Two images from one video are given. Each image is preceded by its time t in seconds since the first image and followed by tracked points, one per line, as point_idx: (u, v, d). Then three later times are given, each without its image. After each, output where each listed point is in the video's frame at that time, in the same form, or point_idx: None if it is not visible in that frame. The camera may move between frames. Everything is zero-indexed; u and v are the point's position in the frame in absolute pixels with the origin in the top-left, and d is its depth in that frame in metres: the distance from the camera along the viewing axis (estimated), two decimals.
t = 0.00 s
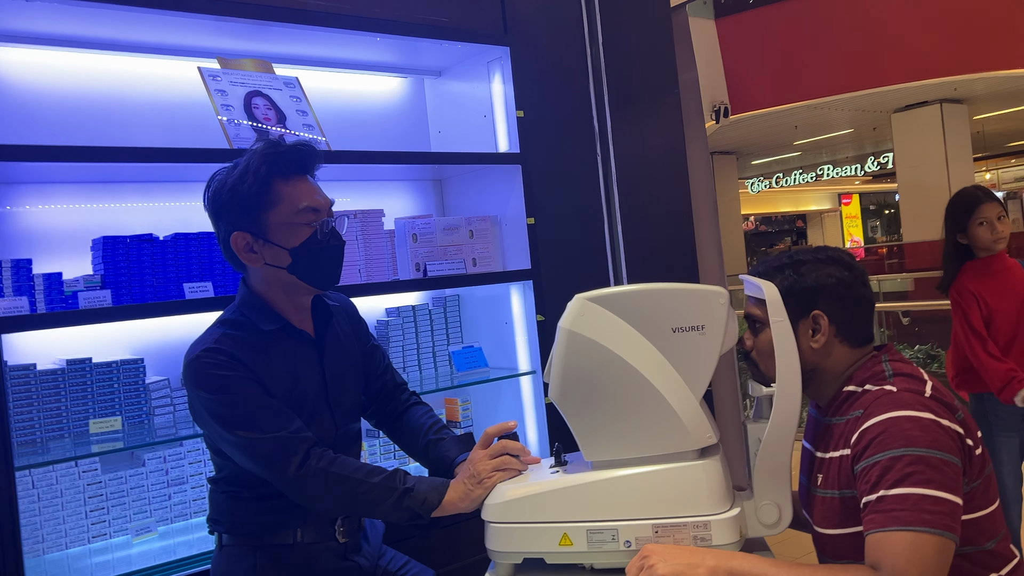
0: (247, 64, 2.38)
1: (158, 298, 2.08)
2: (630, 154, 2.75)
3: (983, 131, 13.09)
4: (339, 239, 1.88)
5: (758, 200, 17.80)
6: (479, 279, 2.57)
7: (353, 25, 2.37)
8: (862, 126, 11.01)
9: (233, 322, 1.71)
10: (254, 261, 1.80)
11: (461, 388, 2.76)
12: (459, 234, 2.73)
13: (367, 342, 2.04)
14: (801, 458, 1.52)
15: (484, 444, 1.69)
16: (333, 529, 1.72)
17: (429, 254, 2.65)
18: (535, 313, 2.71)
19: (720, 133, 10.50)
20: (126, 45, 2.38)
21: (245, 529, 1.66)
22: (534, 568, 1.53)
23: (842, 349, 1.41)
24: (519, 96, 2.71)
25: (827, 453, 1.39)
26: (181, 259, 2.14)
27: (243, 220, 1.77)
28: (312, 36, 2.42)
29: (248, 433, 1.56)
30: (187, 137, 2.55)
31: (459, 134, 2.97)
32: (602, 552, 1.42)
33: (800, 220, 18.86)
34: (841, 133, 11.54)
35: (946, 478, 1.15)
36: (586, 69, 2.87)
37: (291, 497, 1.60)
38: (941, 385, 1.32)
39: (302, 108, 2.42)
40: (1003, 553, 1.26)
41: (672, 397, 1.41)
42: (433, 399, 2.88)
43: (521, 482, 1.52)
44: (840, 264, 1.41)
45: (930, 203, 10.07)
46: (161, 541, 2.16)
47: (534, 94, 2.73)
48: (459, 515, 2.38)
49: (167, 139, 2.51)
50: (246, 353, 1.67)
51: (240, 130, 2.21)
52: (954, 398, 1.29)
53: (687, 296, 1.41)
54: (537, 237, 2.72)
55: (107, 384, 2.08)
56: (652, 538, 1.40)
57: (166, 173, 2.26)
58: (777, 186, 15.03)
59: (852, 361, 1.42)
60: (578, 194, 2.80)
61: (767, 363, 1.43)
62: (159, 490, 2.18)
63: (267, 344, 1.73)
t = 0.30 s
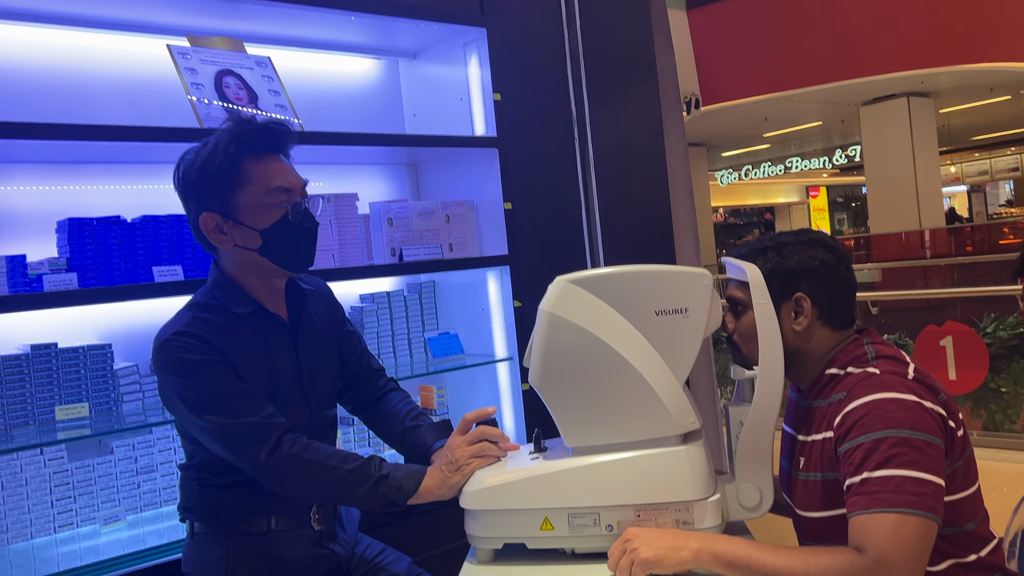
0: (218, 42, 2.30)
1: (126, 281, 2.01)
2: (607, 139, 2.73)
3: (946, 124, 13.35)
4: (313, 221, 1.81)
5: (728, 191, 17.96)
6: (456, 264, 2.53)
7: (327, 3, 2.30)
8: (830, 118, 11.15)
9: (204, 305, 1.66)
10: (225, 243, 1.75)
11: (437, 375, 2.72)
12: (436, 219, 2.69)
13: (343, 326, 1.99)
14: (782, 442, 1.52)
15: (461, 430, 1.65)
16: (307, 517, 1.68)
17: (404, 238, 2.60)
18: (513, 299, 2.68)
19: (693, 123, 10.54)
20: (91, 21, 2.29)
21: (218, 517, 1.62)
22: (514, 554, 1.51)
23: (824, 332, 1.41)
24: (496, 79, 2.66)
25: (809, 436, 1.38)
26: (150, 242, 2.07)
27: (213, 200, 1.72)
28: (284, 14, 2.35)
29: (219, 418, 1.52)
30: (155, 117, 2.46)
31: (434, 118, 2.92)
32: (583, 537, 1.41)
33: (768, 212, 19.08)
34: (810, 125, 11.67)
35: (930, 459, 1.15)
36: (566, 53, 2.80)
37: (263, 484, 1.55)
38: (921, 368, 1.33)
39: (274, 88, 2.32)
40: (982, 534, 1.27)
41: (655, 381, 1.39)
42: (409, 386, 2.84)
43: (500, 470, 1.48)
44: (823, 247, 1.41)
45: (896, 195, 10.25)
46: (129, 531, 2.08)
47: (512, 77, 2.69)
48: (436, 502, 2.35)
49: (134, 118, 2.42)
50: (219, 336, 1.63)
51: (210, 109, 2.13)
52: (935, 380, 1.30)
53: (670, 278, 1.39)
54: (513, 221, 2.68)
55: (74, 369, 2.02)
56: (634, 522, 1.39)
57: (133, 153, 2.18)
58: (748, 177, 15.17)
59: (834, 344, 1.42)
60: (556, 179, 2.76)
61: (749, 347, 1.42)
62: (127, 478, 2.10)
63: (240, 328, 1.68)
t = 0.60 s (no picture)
0: (186, 26, 2.23)
1: (92, 269, 1.96)
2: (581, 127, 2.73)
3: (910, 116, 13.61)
4: (279, 207, 1.78)
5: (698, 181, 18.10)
6: (430, 252, 2.51)
7: None
8: (798, 108, 11.28)
9: (173, 292, 1.62)
10: (192, 231, 1.70)
11: (410, 364, 2.70)
12: (408, 207, 2.67)
13: (316, 314, 1.95)
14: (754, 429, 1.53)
15: (435, 419, 1.62)
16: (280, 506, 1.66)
17: (376, 226, 2.57)
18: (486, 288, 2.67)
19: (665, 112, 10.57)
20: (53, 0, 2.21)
21: (188, 507, 1.58)
22: (489, 542, 1.51)
23: (796, 319, 1.42)
24: (469, 65, 2.62)
25: (781, 422, 1.40)
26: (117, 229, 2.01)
27: (177, 187, 1.67)
28: None
29: (189, 407, 1.49)
30: (120, 100, 2.39)
31: (406, 105, 2.88)
32: (558, 524, 1.41)
33: (736, 202, 19.26)
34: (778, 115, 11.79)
35: (900, 444, 1.17)
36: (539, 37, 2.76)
37: (234, 474, 1.53)
38: (892, 354, 1.35)
39: (243, 73, 2.26)
40: (950, 517, 1.29)
41: (630, 368, 1.39)
42: (381, 374, 2.82)
43: (475, 458, 1.48)
44: (796, 235, 1.42)
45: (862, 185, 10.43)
46: (98, 522, 2.03)
47: (486, 63, 2.66)
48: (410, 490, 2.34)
49: (98, 102, 2.35)
50: (188, 324, 1.59)
51: (179, 94, 2.08)
52: (905, 366, 1.32)
53: (646, 265, 1.39)
54: (487, 208, 2.65)
55: (39, 358, 1.96)
56: (609, 508, 1.40)
57: (98, 138, 2.11)
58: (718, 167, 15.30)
59: (807, 331, 1.43)
60: (531, 167, 2.74)
61: (722, 334, 1.43)
62: (95, 469, 2.05)
63: (210, 315, 1.64)
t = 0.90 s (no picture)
0: (155, 33, 2.20)
1: (58, 278, 1.92)
2: (549, 136, 2.77)
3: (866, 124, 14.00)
4: (245, 212, 1.77)
5: (662, 188, 18.33)
6: (400, 259, 2.51)
7: None
8: (759, 117, 11.52)
9: (143, 300, 1.60)
10: (159, 242, 1.69)
11: (379, 370, 2.70)
12: (378, 214, 2.67)
13: (287, 320, 1.93)
14: (721, 432, 1.57)
15: (407, 424, 1.62)
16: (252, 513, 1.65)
17: (347, 233, 2.56)
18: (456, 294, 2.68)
19: (630, 120, 10.71)
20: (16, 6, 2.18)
21: (159, 515, 1.57)
22: (462, 546, 1.52)
23: (759, 324, 1.47)
24: (438, 74, 2.64)
25: (747, 425, 1.44)
26: (84, 236, 1.98)
27: (140, 198, 1.65)
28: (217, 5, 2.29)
29: (161, 415, 1.47)
30: (85, 107, 2.35)
31: (375, 113, 2.88)
32: (530, 527, 1.43)
33: (699, 208, 19.56)
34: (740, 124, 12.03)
35: (860, 446, 1.21)
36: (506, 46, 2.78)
37: (206, 481, 1.52)
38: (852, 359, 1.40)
39: (213, 81, 2.25)
40: (908, 516, 1.35)
41: (600, 373, 1.43)
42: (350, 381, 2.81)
43: (447, 464, 1.49)
44: (759, 243, 1.46)
45: (820, 192, 10.69)
46: (64, 532, 1.99)
47: (455, 72, 2.68)
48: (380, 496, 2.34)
49: (62, 108, 2.31)
50: (160, 332, 1.57)
51: (149, 103, 2.05)
52: (865, 370, 1.37)
53: (615, 272, 1.43)
54: (456, 217, 2.67)
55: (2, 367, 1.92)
56: (580, 511, 1.42)
57: (65, 145, 2.08)
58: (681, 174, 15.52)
59: (770, 336, 1.48)
60: (500, 175, 2.77)
61: (689, 340, 1.47)
62: (61, 479, 2.01)
63: (181, 323, 1.63)
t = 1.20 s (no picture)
0: (129, 45, 2.20)
1: (32, 288, 1.96)
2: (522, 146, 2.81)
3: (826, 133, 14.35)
4: (225, 225, 1.78)
5: (628, 194, 18.54)
6: (375, 269, 2.53)
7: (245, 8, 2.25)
8: (721, 125, 11.75)
9: (121, 311, 1.60)
10: (137, 252, 1.68)
11: (354, 379, 2.71)
12: (352, 223, 2.67)
13: (264, 331, 1.94)
14: (691, 438, 1.62)
15: (385, 433, 1.65)
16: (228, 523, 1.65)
17: (321, 242, 2.58)
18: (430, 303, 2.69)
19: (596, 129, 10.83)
20: None
21: (135, 526, 1.56)
22: (440, 552, 1.54)
23: (729, 333, 1.52)
24: (412, 85, 2.65)
25: (718, 431, 1.49)
26: (56, 246, 2.02)
27: (121, 209, 1.65)
28: (192, 15, 2.29)
29: (140, 425, 1.47)
30: (57, 118, 2.32)
31: (348, 122, 2.88)
32: (507, 533, 1.45)
33: (663, 214, 19.84)
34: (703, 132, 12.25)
35: (826, 451, 1.27)
36: (478, 58, 2.83)
37: (184, 491, 1.53)
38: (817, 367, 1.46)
39: (187, 92, 2.24)
40: (870, 518, 1.41)
41: (576, 381, 1.46)
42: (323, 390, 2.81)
43: (425, 472, 1.51)
44: (728, 254, 1.52)
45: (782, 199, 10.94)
46: (37, 544, 2.00)
47: (429, 83, 2.70)
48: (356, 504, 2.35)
49: (33, 118, 2.28)
50: (138, 343, 1.57)
51: (124, 113, 2.04)
52: (830, 378, 1.43)
53: (591, 283, 1.46)
54: (431, 227, 2.68)
55: None
56: (557, 516, 1.45)
57: (39, 155, 2.09)
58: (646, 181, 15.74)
59: (740, 345, 1.53)
60: (476, 184, 2.79)
61: (661, 349, 1.50)
62: (34, 490, 2.00)
63: (159, 334, 1.63)
